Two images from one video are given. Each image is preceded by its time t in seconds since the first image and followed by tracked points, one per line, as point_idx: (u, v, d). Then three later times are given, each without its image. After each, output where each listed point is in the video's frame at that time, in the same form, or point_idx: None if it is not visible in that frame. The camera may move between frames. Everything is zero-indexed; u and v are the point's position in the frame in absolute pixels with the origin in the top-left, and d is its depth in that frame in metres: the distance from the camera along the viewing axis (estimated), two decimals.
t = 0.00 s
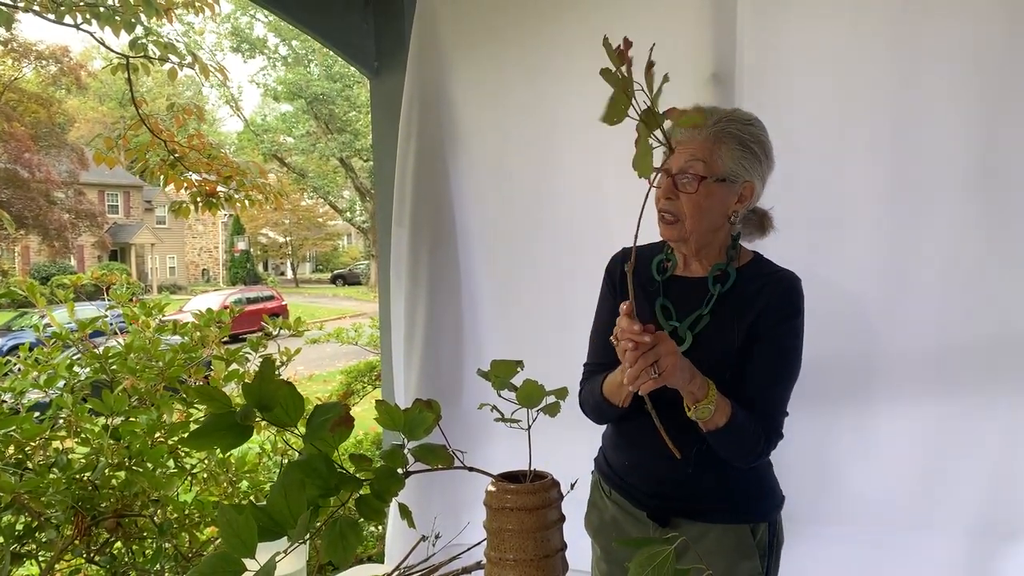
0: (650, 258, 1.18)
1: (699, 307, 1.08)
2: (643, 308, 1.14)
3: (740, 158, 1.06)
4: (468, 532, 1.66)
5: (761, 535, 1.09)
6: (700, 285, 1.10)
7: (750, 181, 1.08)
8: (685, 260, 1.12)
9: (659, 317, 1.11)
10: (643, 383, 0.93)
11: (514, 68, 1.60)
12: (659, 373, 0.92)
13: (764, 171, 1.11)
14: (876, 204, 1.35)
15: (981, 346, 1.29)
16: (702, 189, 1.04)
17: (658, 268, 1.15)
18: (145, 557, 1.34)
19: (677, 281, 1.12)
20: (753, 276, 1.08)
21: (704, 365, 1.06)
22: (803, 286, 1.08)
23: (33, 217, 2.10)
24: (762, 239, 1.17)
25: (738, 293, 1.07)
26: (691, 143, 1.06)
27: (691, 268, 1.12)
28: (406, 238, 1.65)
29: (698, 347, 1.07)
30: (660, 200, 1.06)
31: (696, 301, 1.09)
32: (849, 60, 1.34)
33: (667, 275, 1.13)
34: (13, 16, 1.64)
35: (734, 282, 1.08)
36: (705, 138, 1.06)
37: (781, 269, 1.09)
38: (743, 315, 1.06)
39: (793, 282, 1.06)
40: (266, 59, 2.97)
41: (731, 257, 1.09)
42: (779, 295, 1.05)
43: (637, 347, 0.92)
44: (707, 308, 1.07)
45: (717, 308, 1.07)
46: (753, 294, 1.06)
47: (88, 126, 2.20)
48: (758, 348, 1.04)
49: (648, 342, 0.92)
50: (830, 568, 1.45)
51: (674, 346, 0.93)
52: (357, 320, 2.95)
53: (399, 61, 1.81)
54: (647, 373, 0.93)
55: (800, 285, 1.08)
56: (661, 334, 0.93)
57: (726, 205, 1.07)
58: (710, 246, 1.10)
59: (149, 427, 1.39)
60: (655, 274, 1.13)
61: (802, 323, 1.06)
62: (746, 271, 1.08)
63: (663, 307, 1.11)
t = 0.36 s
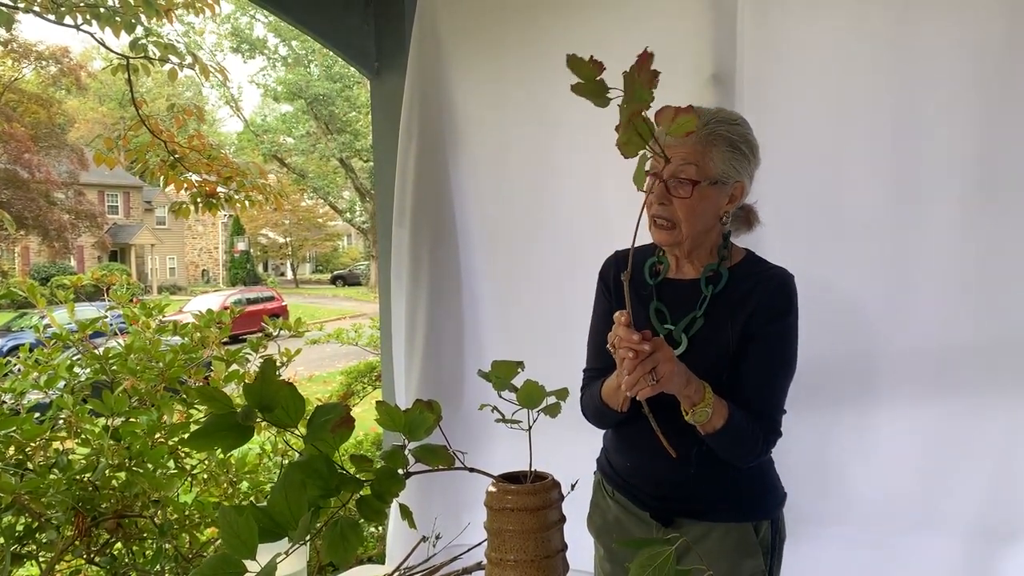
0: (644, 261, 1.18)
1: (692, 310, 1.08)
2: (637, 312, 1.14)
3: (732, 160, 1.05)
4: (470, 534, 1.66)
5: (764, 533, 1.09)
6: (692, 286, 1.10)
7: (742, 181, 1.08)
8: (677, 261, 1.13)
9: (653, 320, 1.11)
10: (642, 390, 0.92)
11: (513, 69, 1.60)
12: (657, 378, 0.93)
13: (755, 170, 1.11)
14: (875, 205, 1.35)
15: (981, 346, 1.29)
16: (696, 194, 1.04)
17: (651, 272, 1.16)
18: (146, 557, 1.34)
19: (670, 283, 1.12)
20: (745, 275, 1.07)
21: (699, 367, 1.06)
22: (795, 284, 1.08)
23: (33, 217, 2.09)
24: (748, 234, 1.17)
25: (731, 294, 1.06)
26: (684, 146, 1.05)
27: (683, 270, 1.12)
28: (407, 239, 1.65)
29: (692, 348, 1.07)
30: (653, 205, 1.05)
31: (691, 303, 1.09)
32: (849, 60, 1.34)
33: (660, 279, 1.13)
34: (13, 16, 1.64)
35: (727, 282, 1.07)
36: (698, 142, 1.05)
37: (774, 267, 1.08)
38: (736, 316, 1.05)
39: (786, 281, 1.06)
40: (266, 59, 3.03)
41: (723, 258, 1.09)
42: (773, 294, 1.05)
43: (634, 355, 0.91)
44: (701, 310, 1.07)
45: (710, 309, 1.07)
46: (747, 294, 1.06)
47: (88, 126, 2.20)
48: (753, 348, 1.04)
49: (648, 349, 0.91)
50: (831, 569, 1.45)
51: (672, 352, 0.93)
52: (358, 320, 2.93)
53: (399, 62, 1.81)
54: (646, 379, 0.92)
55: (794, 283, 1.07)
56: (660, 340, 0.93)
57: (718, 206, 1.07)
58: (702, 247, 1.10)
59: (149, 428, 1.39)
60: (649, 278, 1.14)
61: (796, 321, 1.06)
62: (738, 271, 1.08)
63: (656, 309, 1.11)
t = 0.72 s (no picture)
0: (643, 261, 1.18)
1: (691, 310, 1.08)
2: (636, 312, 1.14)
3: (731, 161, 1.05)
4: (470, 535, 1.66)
5: (763, 533, 1.09)
6: (691, 287, 1.10)
7: (741, 182, 1.08)
8: (676, 262, 1.13)
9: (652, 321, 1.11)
10: (640, 393, 0.92)
11: (514, 68, 1.59)
12: (654, 381, 0.92)
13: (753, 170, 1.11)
14: (875, 206, 1.35)
15: (981, 346, 1.29)
16: (696, 194, 1.04)
17: (650, 272, 1.16)
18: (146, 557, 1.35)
19: (669, 284, 1.12)
20: (744, 275, 1.07)
21: (697, 368, 1.06)
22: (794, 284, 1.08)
23: (33, 217, 2.10)
24: (744, 234, 1.17)
25: (729, 294, 1.06)
26: (684, 146, 1.04)
27: (682, 270, 1.12)
28: (407, 240, 1.65)
29: (691, 349, 1.07)
30: (653, 206, 1.05)
31: (689, 302, 1.09)
32: (849, 60, 1.34)
33: (659, 279, 1.13)
34: (13, 16, 1.64)
35: (725, 282, 1.07)
36: (698, 142, 1.04)
37: (772, 267, 1.08)
38: (735, 316, 1.05)
39: (784, 280, 1.06)
40: (266, 60, 3.06)
41: (721, 258, 1.09)
42: (772, 294, 1.05)
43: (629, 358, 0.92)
44: (700, 310, 1.07)
45: (710, 309, 1.07)
46: (745, 294, 1.06)
47: (87, 126, 2.21)
48: (751, 347, 1.04)
49: (644, 351, 0.92)
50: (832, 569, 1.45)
51: (668, 354, 0.93)
52: (358, 321, 2.93)
53: (398, 63, 1.81)
54: (642, 382, 0.92)
55: (793, 283, 1.07)
56: (655, 342, 0.93)
57: (717, 207, 1.07)
58: (701, 247, 1.10)
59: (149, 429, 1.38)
60: (648, 279, 1.14)
61: (795, 320, 1.06)
62: (737, 271, 1.08)
63: (656, 310, 1.11)
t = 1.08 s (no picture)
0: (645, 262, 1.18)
1: (692, 310, 1.08)
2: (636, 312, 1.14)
3: (733, 162, 1.05)
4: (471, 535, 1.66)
5: (760, 534, 1.09)
6: (691, 287, 1.10)
7: (743, 183, 1.08)
8: (677, 263, 1.13)
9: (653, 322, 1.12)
10: (649, 390, 0.90)
11: (515, 69, 1.60)
12: (665, 378, 0.91)
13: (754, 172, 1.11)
14: (875, 206, 1.35)
15: (981, 346, 1.29)
16: (698, 194, 1.04)
17: (651, 274, 1.16)
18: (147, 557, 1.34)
19: (671, 286, 1.13)
20: (745, 276, 1.07)
21: (696, 368, 1.06)
22: (795, 285, 1.07)
23: (33, 217, 2.09)
24: (745, 237, 1.17)
25: (729, 295, 1.06)
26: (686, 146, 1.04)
27: (683, 272, 1.13)
28: (408, 240, 1.64)
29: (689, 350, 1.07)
30: (655, 206, 1.06)
31: (690, 303, 1.09)
32: (850, 60, 1.34)
33: (660, 282, 1.14)
34: (14, 16, 1.64)
35: (726, 283, 1.07)
36: (701, 143, 1.04)
37: (773, 268, 1.08)
38: (736, 317, 1.05)
39: (785, 282, 1.06)
40: (267, 60, 3.06)
41: (722, 260, 1.09)
42: (772, 296, 1.04)
43: (644, 352, 0.90)
44: (701, 311, 1.07)
45: (709, 310, 1.07)
46: (745, 295, 1.06)
47: (87, 127, 2.22)
48: (752, 348, 1.03)
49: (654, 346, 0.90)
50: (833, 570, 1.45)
51: (679, 351, 0.92)
52: (360, 321, 2.97)
53: (399, 63, 1.81)
54: (653, 378, 0.91)
55: (794, 285, 1.07)
56: (665, 339, 0.92)
57: (719, 208, 1.07)
58: (703, 247, 1.10)
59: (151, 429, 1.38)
60: (650, 280, 1.15)
61: (797, 322, 1.05)
62: (737, 273, 1.08)
63: (656, 311, 1.12)
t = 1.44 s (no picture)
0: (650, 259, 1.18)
1: (695, 310, 1.08)
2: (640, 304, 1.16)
3: (742, 162, 1.04)
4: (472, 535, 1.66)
5: (760, 537, 1.09)
6: (696, 286, 1.10)
7: (752, 184, 1.07)
8: (683, 262, 1.13)
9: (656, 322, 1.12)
10: (662, 396, 0.90)
11: (515, 70, 1.60)
12: (679, 385, 0.90)
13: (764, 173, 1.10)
14: (877, 207, 1.35)
15: (982, 346, 1.29)
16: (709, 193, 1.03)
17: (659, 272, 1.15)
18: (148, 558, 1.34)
19: (676, 286, 1.12)
20: (751, 279, 1.07)
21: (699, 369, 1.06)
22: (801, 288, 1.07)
23: (33, 218, 2.08)
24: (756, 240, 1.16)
25: (734, 295, 1.06)
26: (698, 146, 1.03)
27: (689, 271, 1.12)
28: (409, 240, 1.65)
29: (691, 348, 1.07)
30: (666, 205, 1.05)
31: (693, 303, 1.09)
32: (850, 61, 1.34)
33: (666, 280, 1.13)
34: (14, 17, 1.64)
35: (730, 284, 1.07)
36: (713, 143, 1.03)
37: (779, 271, 1.08)
38: (739, 320, 1.05)
39: (790, 285, 1.05)
40: (267, 60, 3.11)
41: (728, 260, 1.09)
42: (777, 299, 1.04)
43: (660, 356, 0.89)
44: (704, 311, 1.07)
45: (713, 309, 1.07)
46: (750, 297, 1.05)
47: (88, 127, 2.23)
48: (758, 350, 1.03)
49: (670, 352, 0.90)
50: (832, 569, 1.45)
51: (694, 358, 0.91)
52: (360, 322, 2.93)
53: (399, 64, 1.81)
54: (667, 385, 0.90)
55: (799, 288, 1.06)
56: (678, 345, 0.92)
57: (728, 208, 1.06)
58: (712, 247, 1.09)
59: (151, 429, 1.38)
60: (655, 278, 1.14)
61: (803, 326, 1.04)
62: (743, 273, 1.08)
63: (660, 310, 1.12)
